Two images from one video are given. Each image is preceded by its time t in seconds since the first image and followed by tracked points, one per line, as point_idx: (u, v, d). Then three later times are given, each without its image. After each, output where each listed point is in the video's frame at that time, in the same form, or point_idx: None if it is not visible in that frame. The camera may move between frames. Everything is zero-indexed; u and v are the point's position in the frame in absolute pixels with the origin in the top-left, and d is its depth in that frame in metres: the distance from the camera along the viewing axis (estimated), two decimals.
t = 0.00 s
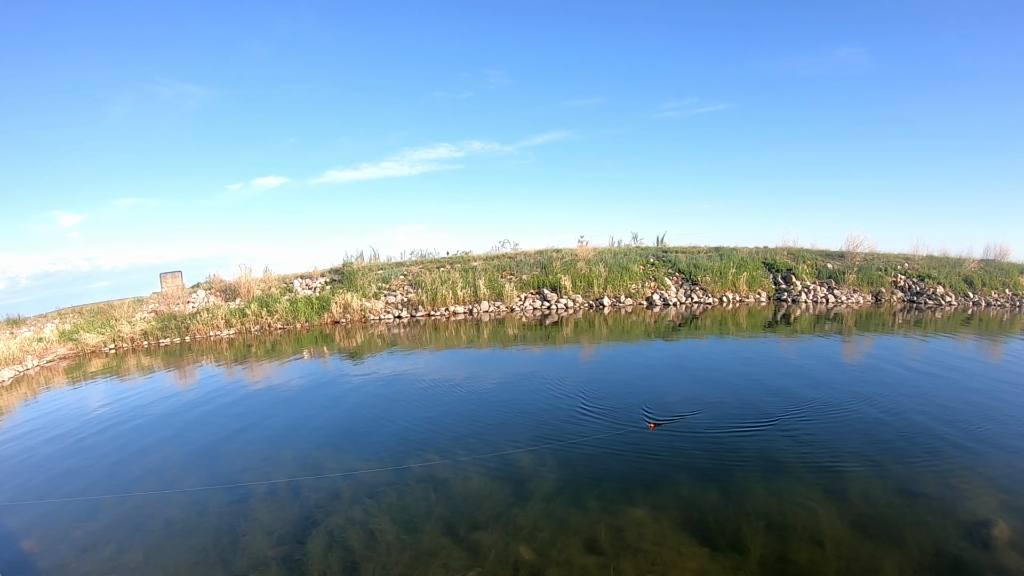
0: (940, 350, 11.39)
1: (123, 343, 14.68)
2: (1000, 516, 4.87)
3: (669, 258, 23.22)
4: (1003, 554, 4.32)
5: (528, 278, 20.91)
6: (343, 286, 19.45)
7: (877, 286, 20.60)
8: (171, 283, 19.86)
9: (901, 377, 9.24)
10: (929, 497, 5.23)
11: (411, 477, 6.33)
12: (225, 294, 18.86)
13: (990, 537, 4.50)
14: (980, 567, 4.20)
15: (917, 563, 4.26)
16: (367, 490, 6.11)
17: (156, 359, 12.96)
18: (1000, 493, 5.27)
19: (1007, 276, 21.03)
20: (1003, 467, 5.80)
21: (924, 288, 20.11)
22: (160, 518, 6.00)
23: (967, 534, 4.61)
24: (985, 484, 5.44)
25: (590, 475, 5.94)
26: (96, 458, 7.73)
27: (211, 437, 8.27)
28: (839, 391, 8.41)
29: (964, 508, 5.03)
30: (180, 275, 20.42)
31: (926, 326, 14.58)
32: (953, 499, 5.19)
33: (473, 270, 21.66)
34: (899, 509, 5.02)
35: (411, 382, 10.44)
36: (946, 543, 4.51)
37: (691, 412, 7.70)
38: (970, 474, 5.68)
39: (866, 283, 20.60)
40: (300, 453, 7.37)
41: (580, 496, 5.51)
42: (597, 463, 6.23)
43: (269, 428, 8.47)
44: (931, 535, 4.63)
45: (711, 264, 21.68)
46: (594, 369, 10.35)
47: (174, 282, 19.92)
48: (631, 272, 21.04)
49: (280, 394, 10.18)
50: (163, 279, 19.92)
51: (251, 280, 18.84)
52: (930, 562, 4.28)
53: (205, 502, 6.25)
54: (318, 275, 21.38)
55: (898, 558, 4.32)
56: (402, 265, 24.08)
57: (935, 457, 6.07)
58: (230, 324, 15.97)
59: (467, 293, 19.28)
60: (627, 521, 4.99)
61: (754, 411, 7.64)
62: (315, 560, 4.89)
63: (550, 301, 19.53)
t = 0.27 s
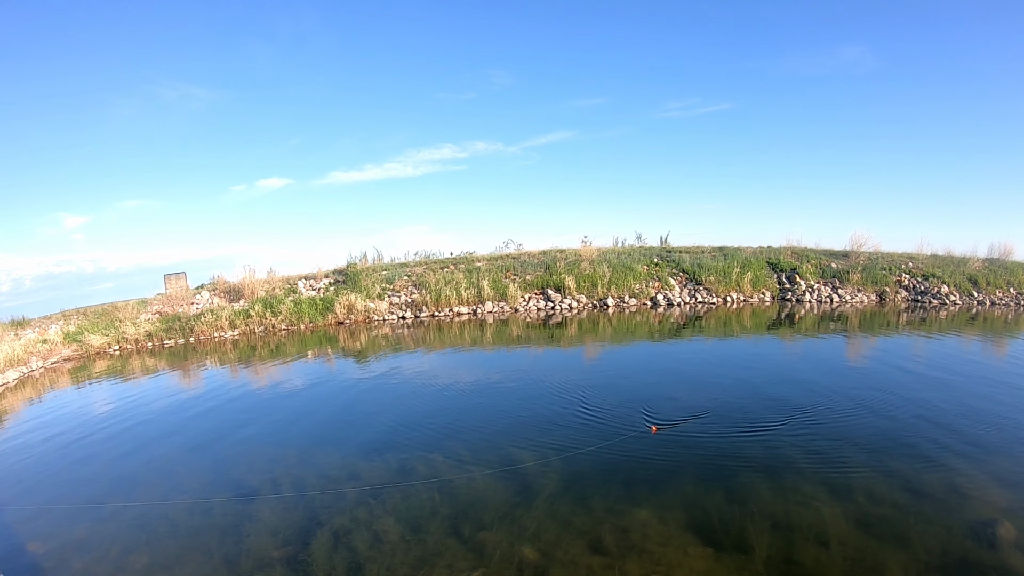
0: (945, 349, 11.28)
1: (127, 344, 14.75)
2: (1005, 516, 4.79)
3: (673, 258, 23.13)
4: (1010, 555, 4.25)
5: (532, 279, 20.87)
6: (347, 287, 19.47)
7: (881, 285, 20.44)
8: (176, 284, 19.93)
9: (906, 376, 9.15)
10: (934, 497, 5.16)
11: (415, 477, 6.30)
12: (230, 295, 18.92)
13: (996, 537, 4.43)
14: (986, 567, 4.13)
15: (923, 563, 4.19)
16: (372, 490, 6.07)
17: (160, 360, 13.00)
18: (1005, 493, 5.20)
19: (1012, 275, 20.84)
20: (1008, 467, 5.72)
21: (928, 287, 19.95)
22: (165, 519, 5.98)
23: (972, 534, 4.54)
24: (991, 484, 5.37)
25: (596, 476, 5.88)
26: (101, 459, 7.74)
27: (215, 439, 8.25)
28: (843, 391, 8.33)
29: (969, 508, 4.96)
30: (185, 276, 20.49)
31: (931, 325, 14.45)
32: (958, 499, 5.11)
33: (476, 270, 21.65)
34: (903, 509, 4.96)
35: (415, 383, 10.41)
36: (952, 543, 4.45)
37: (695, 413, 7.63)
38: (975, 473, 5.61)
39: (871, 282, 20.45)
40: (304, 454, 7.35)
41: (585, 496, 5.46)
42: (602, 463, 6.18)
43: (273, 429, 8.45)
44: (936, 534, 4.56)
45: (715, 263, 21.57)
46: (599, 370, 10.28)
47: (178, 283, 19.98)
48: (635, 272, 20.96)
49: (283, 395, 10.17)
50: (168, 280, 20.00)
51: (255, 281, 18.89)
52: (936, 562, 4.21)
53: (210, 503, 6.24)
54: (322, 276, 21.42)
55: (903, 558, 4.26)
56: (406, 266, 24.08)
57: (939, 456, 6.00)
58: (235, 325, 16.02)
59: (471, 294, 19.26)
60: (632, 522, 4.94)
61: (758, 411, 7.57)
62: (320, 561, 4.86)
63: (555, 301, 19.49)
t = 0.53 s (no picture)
0: (948, 350, 11.22)
1: (130, 345, 14.78)
2: (1010, 517, 4.76)
3: (674, 259, 23.08)
4: (1014, 556, 4.22)
5: (534, 280, 20.84)
6: (349, 288, 19.48)
7: (884, 286, 20.36)
8: (178, 285, 19.97)
9: (908, 377, 9.10)
10: (938, 497, 5.12)
11: (417, 478, 6.28)
12: (232, 296, 18.95)
13: (1000, 538, 4.39)
14: (991, 568, 4.10)
15: (927, 564, 4.16)
16: (374, 491, 6.06)
17: (163, 361, 13.02)
18: (1009, 494, 5.16)
19: (1015, 275, 20.73)
20: (1013, 468, 5.68)
21: (931, 287, 19.86)
22: (167, 520, 5.98)
23: (976, 535, 4.51)
24: (994, 485, 5.33)
25: (598, 477, 5.86)
26: (104, 460, 7.75)
27: (217, 440, 8.25)
28: (846, 391, 8.29)
29: (973, 508, 4.92)
30: (187, 277, 20.52)
31: (934, 325, 14.37)
32: (962, 499, 5.08)
33: (478, 271, 21.64)
34: (907, 509, 4.92)
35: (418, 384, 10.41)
36: (956, 544, 4.41)
37: (698, 414, 7.61)
38: (979, 474, 5.57)
39: (873, 283, 20.37)
40: (307, 455, 7.35)
41: (588, 497, 5.44)
42: (605, 464, 6.15)
43: (275, 430, 8.45)
44: (940, 535, 4.53)
45: (717, 264, 21.53)
46: (601, 371, 10.26)
47: (180, 284, 20.03)
48: (637, 272, 20.93)
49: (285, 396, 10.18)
50: (171, 281, 20.04)
51: (257, 282, 18.92)
52: (939, 563, 4.18)
53: (212, 504, 6.23)
54: (324, 277, 21.43)
55: (907, 559, 4.23)
56: (408, 267, 24.08)
57: (943, 457, 5.96)
58: (237, 327, 16.03)
59: (472, 295, 19.24)
60: (635, 523, 4.91)
61: (761, 412, 7.53)
62: (322, 563, 4.85)
63: (556, 302, 19.46)
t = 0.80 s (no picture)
0: (948, 351, 11.20)
1: (131, 347, 14.79)
2: (1010, 518, 4.75)
3: (675, 261, 23.07)
4: (1016, 558, 4.21)
5: (535, 281, 20.85)
6: (349, 290, 19.49)
7: (885, 287, 20.34)
8: (179, 287, 19.99)
9: (909, 378, 9.08)
10: (938, 499, 5.11)
11: (418, 480, 6.28)
12: (233, 298, 18.97)
13: (1001, 540, 4.38)
14: (993, 570, 4.08)
15: (928, 566, 4.15)
16: (375, 493, 6.05)
17: (164, 363, 13.03)
18: (1011, 495, 5.14)
19: (1016, 276, 20.70)
20: (1013, 469, 5.67)
21: (931, 288, 19.84)
22: (167, 522, 5.97)
23: (977, 536, 4.49)
24: (995, 486, 5.32)
25: (599, 478, 5.85)
26: (105, 462, 7.74)
27: (217, 442, 8.24)
28: (847, 393, 8.27)
29: (974, 510, 4.91)
30: (188, 279, 20.54)
31: (935, 327, 14.35)
32: (963, 501, 5.07)
33: (479, 273, 21.65)
34: (908, 511, 4.91)
35: (419, 386, 10.40)
36: (957, 545, 4.40)
37: (698, 415, 7.60)
38: (979, 475, 5.55)
39: (873, 284, 20.35)
40: (308, 457, 7.34)
41: (589, 499, 5.43)
42: (606, 466, 6.14)
43: (275, 432, 8.45)
44: (941, 537, 4.51)
45: (718, 266, 21.53)
46: (602, 372, 10.25)
47: (181, 286, 20.05)
48: (638, 274, 20.93)
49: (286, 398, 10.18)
50: (171, 283, 20.06)
51: (258, 284, 18.93)
52: (941, 564, 4.17)
53: (212, 506, 6.22)
54: (325, 279, 21.45)
55: (908, 561, 4.21)
56: (408, 269, 24.09)
57: (943, 458, 5.95)
58: (238, 328, 16.05)
59: (473, 296, 19.25)
60: (636, 525, 4.90)
61: (762, 413, 7.52)
62: (322, 565, 4.84)
63: (557, 304, 19.45)
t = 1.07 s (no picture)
0: (948, 352, 11.20)
1: (131, 348, 14.79)
2: (1011, 519, 4.75)
3: (675, 262, 23.07)
4: (1016, 558, 4.20)
5: (535, 283, 20.85)
6: (350, 291, 19.50)
7: (885, 288, 20.34)
8: (180, 288, 20.00)
9: (909, 379, 9.08)
10: (939, 500, 5.11)
11: (418, 481, 6.28)
12: (233, 299, 18.97)
13: (1002, 540, 4.38)
14: (993, 571, 4.08)
15: (929, 567, 4.14)
16: (376, 495, 6.05)
17: (164, 364, 13.03)
18: (1011, 496, 5.14)
19: (1016, 277, 20.71)
20: (1014, 470, 5.67)
21: (932, 289, 19.85)
22: (168, 523, 5.97)
23: (977, 537, 4.49)
24: (996, 487, 5.32)
25: (600, 480, 5.84)
26: (105, 463, 7.74)
27: (217, 443, 8.24)
28: (847, 394, 8.27)
29: (974, 510, 4.91)
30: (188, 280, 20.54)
31: (935, 328, 14.35)
32: (963, 502, 5.06)
33: (479, 274, 21.65)
34: (909, 512, 4.90)
35: (420, 387, 10.40)
36: (957, 546, 4.39)
37: (698, 416, 7.60)
38: (980, 476, 5.55)
39: (874, 285, 20.35)
40: (308, 459, 7.33)
41: (590, 500, 5.42)
42: (607, 468, 6.13)
43: (276, 433, 8.45)
44: (942, 538, 4.51)
45: (718, 267, 21.52)
46: (602, 373, 10.26)
47: (182, 287, 20.05)
48: (638, 275, 20.93)
49: (286, 399, 10.18)
50: (172, 284, 20.06)
51: (258, 285, 18.94)
52: (941, 565, 4.17)
53: (213, 508, 6.22)
54: (325, 280, 21.46)
55: (909, 562, 4.21)
56: (409, 270, 24.09)
57: (944, 459, 5.94)
58: (238, 329, 16.05)
59: (473, 298, 19.26)
60: (637, 526, 4.90)
61: (762, 415, 7.52)
62: (323, 566, 4.83)
63: (557, 305, 19.46)
